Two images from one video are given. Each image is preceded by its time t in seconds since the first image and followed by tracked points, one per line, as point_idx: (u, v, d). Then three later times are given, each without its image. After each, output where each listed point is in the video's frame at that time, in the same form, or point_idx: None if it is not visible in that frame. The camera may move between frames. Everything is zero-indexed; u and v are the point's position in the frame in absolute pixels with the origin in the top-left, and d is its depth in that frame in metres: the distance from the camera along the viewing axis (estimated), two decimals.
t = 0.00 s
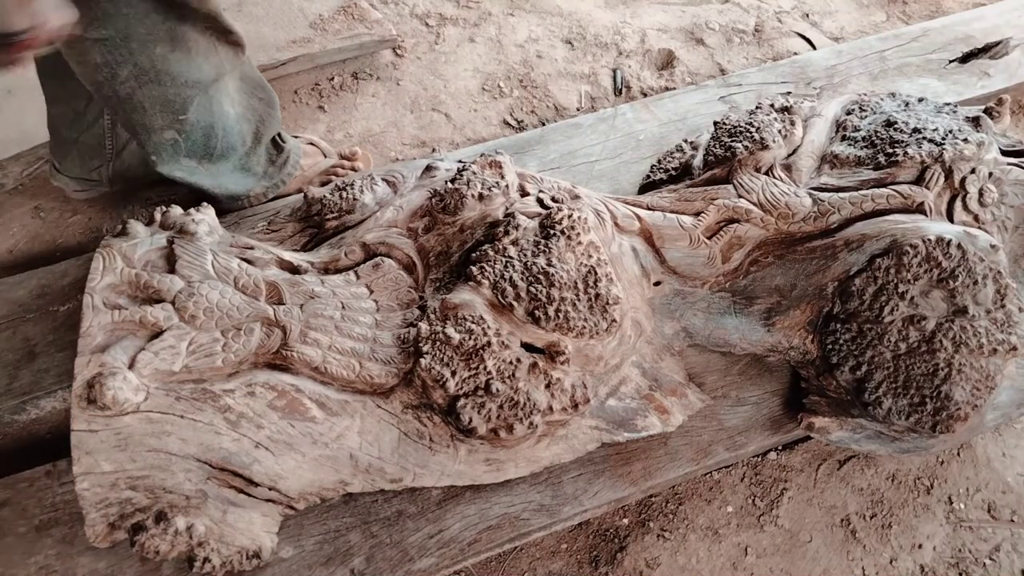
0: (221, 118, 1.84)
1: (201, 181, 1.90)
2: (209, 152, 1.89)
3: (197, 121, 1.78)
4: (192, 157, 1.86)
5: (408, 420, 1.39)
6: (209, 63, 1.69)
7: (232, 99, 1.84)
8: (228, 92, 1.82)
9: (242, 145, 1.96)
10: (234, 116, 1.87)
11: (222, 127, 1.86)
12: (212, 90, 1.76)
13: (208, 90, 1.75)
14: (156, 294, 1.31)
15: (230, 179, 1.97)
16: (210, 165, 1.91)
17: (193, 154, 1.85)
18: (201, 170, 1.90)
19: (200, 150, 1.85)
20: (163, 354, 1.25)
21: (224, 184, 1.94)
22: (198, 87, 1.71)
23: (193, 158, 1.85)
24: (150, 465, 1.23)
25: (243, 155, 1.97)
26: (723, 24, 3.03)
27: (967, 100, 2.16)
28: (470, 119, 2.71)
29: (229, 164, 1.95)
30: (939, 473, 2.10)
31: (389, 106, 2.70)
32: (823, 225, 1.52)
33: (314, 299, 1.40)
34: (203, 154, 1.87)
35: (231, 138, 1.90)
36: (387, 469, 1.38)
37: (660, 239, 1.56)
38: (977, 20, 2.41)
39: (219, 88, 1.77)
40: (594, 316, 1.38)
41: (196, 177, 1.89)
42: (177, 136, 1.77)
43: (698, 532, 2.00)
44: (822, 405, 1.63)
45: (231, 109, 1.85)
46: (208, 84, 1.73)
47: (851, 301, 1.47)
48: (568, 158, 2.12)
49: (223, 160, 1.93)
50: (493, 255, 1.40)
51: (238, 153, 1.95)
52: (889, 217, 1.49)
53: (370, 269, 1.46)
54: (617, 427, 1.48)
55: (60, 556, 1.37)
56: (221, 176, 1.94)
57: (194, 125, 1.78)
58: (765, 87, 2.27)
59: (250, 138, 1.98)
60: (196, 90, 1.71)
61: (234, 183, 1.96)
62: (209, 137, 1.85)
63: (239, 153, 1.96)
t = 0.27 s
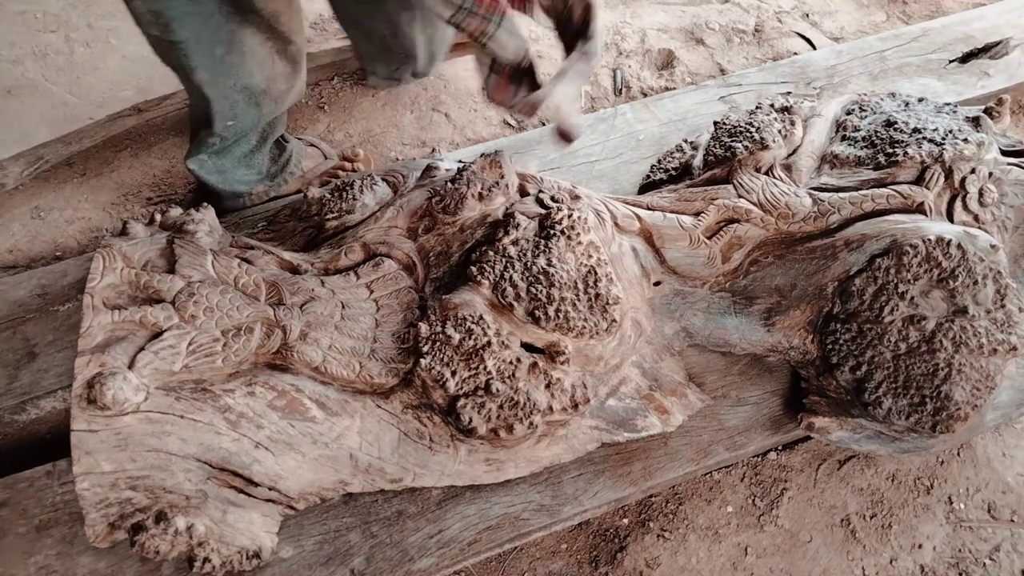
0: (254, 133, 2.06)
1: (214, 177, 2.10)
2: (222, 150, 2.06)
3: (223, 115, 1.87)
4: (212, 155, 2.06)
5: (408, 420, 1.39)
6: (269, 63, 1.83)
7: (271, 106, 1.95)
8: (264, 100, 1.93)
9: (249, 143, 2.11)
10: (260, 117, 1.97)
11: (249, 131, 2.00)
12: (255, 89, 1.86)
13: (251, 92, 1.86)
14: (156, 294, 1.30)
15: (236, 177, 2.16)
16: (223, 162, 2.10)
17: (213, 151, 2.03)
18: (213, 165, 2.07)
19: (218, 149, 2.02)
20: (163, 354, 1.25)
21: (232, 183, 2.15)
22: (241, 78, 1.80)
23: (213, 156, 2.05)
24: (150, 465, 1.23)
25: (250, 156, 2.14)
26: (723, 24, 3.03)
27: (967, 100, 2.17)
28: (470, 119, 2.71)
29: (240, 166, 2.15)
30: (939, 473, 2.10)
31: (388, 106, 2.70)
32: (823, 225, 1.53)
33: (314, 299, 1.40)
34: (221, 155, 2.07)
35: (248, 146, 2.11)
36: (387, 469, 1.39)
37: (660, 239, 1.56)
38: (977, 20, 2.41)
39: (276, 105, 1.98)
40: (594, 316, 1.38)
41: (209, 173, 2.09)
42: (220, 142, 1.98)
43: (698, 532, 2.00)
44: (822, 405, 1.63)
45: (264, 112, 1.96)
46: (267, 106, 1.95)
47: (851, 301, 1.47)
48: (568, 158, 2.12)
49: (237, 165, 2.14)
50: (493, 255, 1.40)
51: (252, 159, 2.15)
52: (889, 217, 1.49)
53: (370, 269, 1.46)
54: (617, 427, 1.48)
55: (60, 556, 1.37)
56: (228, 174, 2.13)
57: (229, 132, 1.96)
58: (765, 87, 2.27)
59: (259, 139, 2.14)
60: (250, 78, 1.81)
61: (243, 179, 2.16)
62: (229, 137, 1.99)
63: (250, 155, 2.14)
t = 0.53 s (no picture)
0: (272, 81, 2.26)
1: (223, 114, 2.31)
2: (239, 92, 2.28)
3: (248, 43, 2.10)
4: (228, 93, 2.29)
5: (408, 420, 1.39)
6: (313, 46, 2.21)
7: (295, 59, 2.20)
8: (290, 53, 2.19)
9: (264, 94, 2.30)
10: (285, 65, 2.20)
11: (266, 74, 2.22)
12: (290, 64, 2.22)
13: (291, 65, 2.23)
14: (156, 294, 1.30)
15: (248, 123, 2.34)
16: (236, 105, 2.31)
17: (227, 88, 2.26)
18: (226, 105, 2.30)
19: (232, 88, 2.26)
20: (163, 354, 1.25)
21: (241, 130, 2.34)
22: (291, 45, 2.16)
23: (227, 95, 2.28)
24: (150, 465, 1.23)
25: (263, 106, 2.33)
26: (723, 24, 3.03)
27: (968, 100, 2.17)
28: (470, 120, 2.71)
29: (251, 113, 2.33)
30: (939, 473, 2.10)
31: (389, 106, 2.70)
32: (823, 225, 1.53)
33: (314, 299, 1.40)
34: (236, 95, 2.28)
35: (263, 97, 2.30)
36: (387, 469, 1.39)
37: (660, 239, 1.56)
38: (977, 20, 2.41)
39: (301, 69, 2.27)
40: (594, 316, 1.38)
41: (221, 112, 2.31)
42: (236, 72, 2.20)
43: (698, 532, 2.00)
44: (822, 406, 1.63)
45: (291, 56, 2.19)
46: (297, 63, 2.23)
47: (851, 301, 1.47)
48: (568, 158, 2.12)
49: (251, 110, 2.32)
50: (493, 255, 1.40)
51: (266, 109, 2.35)
52: (889, 217, 1.49)
53: (370, 268, 1.46)
54: (617, 427, 1.48)
55: (60, 557, 1.37)
56: (238, 116, 2.32)
57: (252, 72, 2.21)
58: (765, 87, 2.27)
59: (277, 96, 2.34)
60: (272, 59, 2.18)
61: (251, 126, 2.34)
62: (246, 76, 2.22)
63: (264, 104, 2.33)
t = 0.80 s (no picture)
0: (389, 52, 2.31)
1: (347, 78, 2.39)
2: (361, 57, 2.34)
3: (343, 9, 2.22)
4: (354, 62, 2.36)
5: (408, 421, 1.39)
6: (406, 23, 2.24)
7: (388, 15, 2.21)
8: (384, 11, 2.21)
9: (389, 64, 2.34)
10: (379, 26, 2.24)
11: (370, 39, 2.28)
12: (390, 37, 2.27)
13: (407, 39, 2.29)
14: (156, 294, 1.30)
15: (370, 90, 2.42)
16: (362, 72, 2.39)
17: (357, 55, 2.34)
18: (352, 71, 2.38)
19: (356, 55, 2.34)
20: (163, 354, 1.25)
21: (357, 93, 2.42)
22: (376, 14, 2.21)
23: (354, 63, 2.36)
24: (150, 465, 1.23)
25: (391, 76, 2.38)
26: (723, 24, 3.03)
27: (967, 100, 2.17)
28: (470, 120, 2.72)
29: (373, 83, 2.39)
30: (939, 473, 2.10)
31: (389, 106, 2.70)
32: (823, 225, 1.52)
33: (314, 299, 1.40)
34: (360, 63, 2.35)
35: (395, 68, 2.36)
36: (387, 469, 1.39)
37: (660, 239, 1.55)
38: (977, 20, 2.41)
39: (415, 44, 2.31)
40: (594, 316, 1.38)
41: (346, 76, 2.40)
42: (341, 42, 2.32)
43: (698, 532, 2.00)
44: (822, 405, 1.63)
45: (385, 26, 2.24)
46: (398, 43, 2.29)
47: (851, 301, 1.47)
48: (568, 157, 2.12)
49: (377, 80, 2.39)
50: (493, 255, 1.39)
51: (393, 80, 2.39)
52: (889, 217, 1.49)
53: (370, 268, 1.46)
54: (617, 427, 1.48)
55: (60, 557, 1.37)
56: (361, 85, 2.40)
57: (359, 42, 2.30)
58: (765, 87, 2.27)
59: (405, 68, 2.37)
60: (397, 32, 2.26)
61: (370, 92, 2.41)
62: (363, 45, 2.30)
63: (390, 75, 2.38)
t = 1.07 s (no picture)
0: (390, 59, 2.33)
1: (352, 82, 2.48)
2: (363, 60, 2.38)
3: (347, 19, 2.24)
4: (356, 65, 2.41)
5: (408, 421, 1.39)
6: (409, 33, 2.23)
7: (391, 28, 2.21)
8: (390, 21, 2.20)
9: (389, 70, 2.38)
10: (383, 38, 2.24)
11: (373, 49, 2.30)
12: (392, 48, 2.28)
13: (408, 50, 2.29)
14: (156, 294, 1.30)
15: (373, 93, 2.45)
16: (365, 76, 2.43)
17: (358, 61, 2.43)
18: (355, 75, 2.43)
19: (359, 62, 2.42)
20: (163, 354, 1.25)
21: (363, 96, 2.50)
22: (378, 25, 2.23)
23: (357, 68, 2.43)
24: (150, 465, 1.23)
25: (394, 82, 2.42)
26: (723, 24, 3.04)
27: (967, 100, 2.17)
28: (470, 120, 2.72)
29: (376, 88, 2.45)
30: (939, 473, 2.10)
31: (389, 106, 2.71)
32: (823, 225, 1.53)
33: (314, 299, 1.40)
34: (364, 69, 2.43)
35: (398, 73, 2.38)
36: (387, 469, 1.39)
37: (660, 239, 1.55)
38: (977, 20, 2.41)
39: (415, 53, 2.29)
40: (594, 316, 1.38)
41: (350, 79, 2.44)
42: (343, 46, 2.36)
43: (698, 532, 2.00)
44: (821, 405, 1.63)
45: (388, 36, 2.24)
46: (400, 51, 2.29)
47: (851, 301, 1.47)
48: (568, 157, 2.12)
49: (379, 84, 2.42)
50: (493, 255, 1.39)
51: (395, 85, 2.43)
52: (889, 217, 1.49)
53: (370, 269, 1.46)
54: (617, 427, 1.48)
55: (60, 556, 1.37)
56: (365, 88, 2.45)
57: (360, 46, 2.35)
58: (765, 87, 2.27)
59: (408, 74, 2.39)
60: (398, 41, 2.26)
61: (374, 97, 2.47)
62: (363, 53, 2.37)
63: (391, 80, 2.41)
